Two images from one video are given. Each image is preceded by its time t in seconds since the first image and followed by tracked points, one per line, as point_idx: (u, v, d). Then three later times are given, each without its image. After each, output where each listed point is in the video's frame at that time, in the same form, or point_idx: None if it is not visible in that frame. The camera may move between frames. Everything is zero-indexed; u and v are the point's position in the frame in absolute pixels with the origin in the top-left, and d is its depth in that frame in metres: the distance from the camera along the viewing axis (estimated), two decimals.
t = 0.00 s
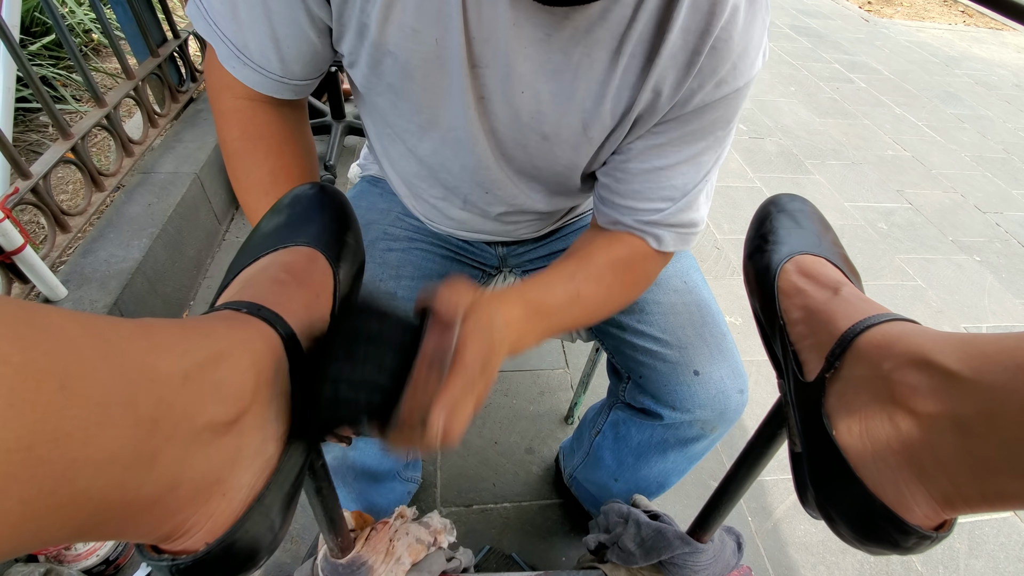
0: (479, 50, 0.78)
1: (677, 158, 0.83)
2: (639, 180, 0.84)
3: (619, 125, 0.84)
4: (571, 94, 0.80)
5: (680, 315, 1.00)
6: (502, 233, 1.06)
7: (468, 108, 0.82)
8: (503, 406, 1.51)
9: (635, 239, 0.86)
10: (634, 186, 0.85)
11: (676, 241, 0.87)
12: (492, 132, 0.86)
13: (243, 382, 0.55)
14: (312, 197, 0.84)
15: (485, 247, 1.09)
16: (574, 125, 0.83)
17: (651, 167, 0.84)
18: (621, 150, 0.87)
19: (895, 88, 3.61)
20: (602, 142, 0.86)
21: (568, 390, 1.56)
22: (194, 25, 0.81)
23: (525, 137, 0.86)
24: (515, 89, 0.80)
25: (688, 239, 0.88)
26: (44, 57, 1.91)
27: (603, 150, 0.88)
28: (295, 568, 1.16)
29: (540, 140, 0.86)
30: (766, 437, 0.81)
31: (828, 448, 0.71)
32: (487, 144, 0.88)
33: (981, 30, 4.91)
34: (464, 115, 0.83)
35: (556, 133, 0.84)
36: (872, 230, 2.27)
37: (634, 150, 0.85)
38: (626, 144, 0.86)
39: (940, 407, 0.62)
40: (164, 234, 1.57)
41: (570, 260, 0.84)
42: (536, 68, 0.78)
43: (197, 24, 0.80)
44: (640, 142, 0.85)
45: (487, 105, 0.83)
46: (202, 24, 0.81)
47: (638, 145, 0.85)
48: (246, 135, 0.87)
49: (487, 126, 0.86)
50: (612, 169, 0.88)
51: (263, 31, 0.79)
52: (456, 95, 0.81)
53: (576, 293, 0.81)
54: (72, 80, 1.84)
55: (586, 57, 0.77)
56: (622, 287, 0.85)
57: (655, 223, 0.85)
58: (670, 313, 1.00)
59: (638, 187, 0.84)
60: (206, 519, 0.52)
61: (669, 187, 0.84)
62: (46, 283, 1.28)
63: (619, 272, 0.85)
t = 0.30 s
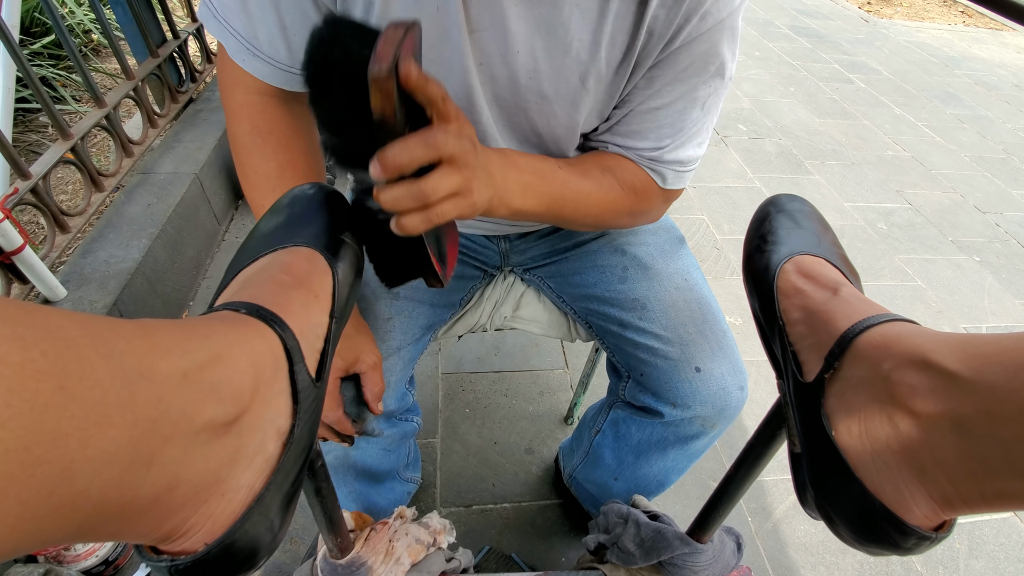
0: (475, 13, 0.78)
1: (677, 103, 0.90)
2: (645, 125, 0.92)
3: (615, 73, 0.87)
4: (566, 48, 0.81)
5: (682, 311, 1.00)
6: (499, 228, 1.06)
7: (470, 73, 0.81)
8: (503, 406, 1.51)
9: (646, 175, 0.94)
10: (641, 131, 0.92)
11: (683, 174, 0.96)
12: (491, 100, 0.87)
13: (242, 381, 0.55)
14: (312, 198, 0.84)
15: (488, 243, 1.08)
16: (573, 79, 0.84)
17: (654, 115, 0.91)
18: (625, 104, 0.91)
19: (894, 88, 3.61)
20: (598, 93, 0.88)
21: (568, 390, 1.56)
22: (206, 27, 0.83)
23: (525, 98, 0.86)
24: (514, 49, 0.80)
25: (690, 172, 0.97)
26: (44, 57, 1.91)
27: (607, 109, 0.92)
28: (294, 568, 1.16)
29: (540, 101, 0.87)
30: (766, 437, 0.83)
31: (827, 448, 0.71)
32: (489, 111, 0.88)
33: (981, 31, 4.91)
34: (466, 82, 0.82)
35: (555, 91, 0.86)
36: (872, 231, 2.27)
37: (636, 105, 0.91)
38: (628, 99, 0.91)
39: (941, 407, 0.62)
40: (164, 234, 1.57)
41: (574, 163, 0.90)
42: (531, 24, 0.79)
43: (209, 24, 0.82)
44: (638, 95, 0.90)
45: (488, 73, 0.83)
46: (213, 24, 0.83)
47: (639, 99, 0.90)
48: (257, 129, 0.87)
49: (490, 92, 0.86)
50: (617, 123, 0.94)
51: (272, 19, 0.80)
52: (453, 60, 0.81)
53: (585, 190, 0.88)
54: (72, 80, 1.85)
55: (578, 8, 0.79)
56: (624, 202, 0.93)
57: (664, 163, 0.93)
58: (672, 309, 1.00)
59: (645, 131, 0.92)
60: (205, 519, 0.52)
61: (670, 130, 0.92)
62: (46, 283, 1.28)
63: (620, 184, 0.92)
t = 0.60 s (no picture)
0: None
1: (667, 54, 0.87)
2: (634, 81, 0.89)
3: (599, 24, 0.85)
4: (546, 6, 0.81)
5: (683, 311, 1.00)
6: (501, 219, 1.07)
7: (451, 43, 0.83)
8: (503, 406, 1.51)
9: (634, 135, 0.90)
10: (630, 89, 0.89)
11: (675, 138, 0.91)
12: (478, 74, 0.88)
13: (242, 382, 0.55)
14: (313, 198, 0.84)
15: (491, 240, 1.09)
16: (557, 36, 0.84)
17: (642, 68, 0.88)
18: (615, 60, 0.90)
19: (894, 88, 3.61)
20: (586, 54, 0.87)
21: (568, 391, 1.56)
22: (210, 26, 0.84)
23: (512, 65, 0.87)
24: (493, 12, 0.81)
25: (684, 136, 0.92)
26: (44, 58, 1.91)
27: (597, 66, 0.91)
28: (294, 568, 1.16)
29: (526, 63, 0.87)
30: (765, 437, 0.83)
31: (827, 448, 0.71)
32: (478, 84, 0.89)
33: (980, 31, 4.91)
34: (450, 50, 0.84)
35: (542, 53, 0.86)
36: (871, 231, 2.27)
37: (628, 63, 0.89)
38: (618, 54, 0.89)
39: (940, 407, 0.62)
40: (163, 234, 1.57)
41: (557, 128, 0.88)
42: None
43: (212, 23, 0.84)
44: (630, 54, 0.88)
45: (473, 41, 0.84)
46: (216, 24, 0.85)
47: (630, 57, 0.88)
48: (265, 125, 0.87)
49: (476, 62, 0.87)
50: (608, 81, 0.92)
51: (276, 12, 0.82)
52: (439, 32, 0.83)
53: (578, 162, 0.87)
54: (71, 80, 1.85)
55: None
56: (613, 170, 0.91)
57: (648, 118, 0.89)
58: (673, 309, 1.00)
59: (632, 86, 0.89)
60: (205, 520, 0.52)
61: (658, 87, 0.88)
62: (45, 284, 1.28)
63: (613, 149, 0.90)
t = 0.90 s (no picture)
0: None
1: (663, 16, 0.86)
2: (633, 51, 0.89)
3: None
4: None
5: (679, 313, 0.99)
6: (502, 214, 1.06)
7: (436, 29, 0.83)
8: (503, 407, 1.51)
9: (645, 107, 0.90)
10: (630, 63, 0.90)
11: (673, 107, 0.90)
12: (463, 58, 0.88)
13: (243, 382, 0.55)
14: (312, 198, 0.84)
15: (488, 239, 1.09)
16: (540, 10, 0.83)
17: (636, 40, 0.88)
18: (611, 33, 0.89)
19: (894, 89, 3.61)
20: (572, 23, 0.86)
21: (568, 391, 1.56)
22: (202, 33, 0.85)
23: (498, 44, 0.87)
24: None
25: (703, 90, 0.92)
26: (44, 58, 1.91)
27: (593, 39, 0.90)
28: (294, 569, 1.16)
29: (514, 42, 0.87)
30: (765, 438, 0.83)
31: (827, 448, 0.71)
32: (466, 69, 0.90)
33: (980, 32, 4.91)
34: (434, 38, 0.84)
35: (528, 27, 0.85)
36: (871, 231, 2.27)
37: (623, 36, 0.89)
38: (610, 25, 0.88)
39: (939, 407, 0.62)
40: (164, 235, 1.57)
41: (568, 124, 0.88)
42: None
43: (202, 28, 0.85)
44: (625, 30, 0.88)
45: (458, 25, 0.84)
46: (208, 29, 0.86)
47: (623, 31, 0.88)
48: (257, 126, 0.87)
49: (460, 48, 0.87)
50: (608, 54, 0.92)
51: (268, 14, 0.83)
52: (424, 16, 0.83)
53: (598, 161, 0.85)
54: (71, 80, 1.85)
55: None
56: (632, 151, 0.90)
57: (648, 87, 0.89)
58: (669, 311, 0.99)
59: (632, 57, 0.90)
60: (206, 519, 0.52)
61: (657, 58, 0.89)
62: (45, 284, 1.28)
63: (630, 131, 0.90)
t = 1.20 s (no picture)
0: None
1: None
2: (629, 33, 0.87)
3: None
4: None
5: (673, 314, 0.99)
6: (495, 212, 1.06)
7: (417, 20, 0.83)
8: (503, 407, 1.51)
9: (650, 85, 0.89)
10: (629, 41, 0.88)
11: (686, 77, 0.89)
12: (444, 49, 0.88)
13: (243, 382, 0.55)
14: (311, 198, 0.84)
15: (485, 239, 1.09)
16: None
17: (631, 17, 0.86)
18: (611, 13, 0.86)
19: (893, 89, 3.61)
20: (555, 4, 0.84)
21: (567, 391, 1.56)
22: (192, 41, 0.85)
23: (481, 30, 0.85)
24: None
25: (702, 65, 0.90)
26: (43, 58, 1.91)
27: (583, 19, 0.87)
28: (294, 569, 1.16)
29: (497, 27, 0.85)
30: (764, 438, 0.84)
31: (826, 448, 0.71)
32: (446, 60, 0.89)
33: (980, 32, 4.91)
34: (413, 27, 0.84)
35: (512, 10, 0.83)
36: (871, 231, 2.27)
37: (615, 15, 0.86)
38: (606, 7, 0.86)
39: (939, 407, 0.62)
40: (163, 235, 1.57)
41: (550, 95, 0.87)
42: None
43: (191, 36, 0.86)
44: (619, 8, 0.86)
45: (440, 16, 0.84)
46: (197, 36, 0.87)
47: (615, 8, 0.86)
48: (246, 129, 0.88)
49: (441, 38, 0.86)
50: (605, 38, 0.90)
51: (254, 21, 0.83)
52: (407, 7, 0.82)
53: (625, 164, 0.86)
54: (71, 81, 1.85)
55: None
56: (637, 151, 0.88)
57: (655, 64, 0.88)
58: (663, 312, 0.99)
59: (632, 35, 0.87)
60: (207, 519, 0.52)
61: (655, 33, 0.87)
62: (45, 284, 1.28)
63: (643, 123, 0.89)
